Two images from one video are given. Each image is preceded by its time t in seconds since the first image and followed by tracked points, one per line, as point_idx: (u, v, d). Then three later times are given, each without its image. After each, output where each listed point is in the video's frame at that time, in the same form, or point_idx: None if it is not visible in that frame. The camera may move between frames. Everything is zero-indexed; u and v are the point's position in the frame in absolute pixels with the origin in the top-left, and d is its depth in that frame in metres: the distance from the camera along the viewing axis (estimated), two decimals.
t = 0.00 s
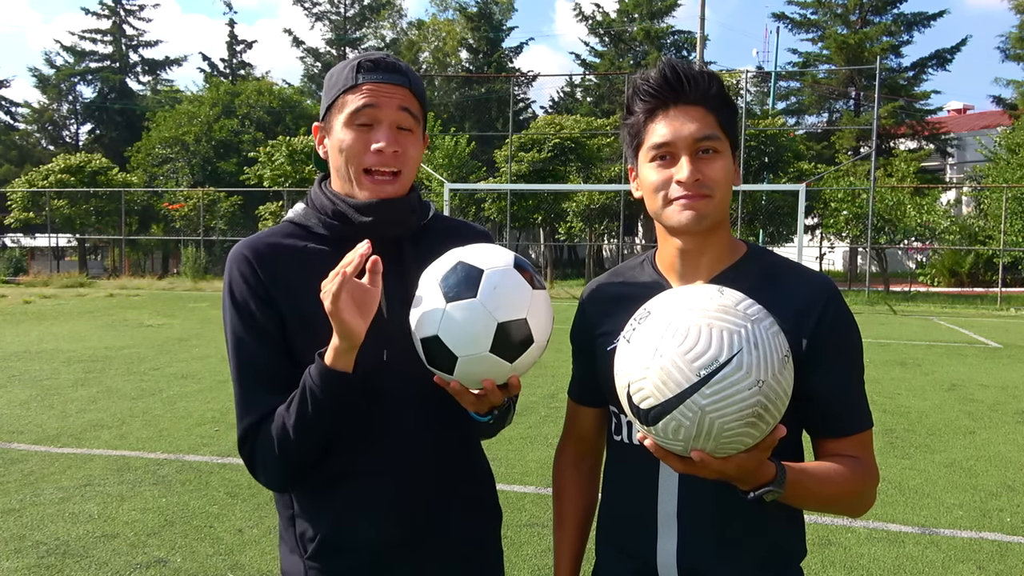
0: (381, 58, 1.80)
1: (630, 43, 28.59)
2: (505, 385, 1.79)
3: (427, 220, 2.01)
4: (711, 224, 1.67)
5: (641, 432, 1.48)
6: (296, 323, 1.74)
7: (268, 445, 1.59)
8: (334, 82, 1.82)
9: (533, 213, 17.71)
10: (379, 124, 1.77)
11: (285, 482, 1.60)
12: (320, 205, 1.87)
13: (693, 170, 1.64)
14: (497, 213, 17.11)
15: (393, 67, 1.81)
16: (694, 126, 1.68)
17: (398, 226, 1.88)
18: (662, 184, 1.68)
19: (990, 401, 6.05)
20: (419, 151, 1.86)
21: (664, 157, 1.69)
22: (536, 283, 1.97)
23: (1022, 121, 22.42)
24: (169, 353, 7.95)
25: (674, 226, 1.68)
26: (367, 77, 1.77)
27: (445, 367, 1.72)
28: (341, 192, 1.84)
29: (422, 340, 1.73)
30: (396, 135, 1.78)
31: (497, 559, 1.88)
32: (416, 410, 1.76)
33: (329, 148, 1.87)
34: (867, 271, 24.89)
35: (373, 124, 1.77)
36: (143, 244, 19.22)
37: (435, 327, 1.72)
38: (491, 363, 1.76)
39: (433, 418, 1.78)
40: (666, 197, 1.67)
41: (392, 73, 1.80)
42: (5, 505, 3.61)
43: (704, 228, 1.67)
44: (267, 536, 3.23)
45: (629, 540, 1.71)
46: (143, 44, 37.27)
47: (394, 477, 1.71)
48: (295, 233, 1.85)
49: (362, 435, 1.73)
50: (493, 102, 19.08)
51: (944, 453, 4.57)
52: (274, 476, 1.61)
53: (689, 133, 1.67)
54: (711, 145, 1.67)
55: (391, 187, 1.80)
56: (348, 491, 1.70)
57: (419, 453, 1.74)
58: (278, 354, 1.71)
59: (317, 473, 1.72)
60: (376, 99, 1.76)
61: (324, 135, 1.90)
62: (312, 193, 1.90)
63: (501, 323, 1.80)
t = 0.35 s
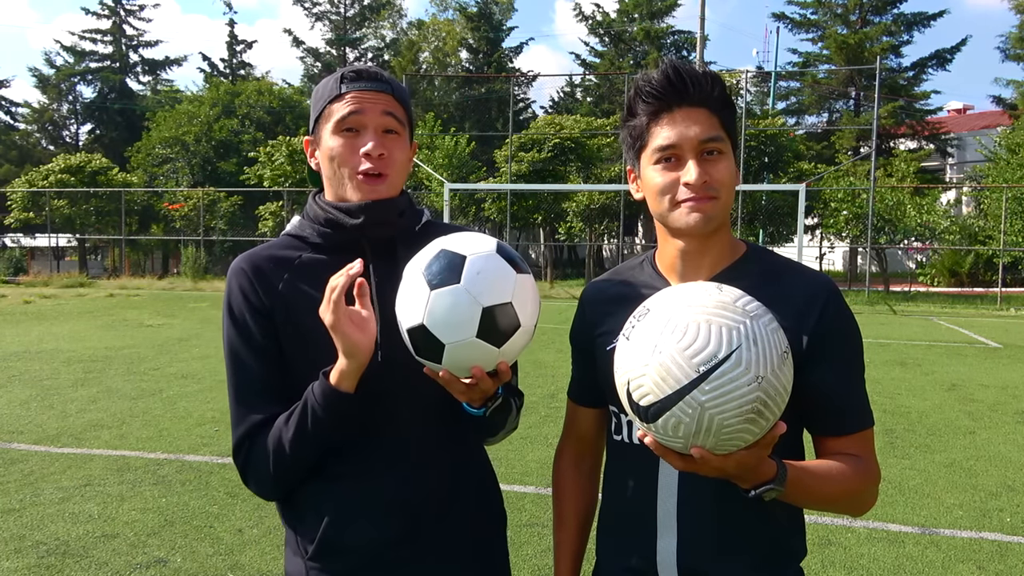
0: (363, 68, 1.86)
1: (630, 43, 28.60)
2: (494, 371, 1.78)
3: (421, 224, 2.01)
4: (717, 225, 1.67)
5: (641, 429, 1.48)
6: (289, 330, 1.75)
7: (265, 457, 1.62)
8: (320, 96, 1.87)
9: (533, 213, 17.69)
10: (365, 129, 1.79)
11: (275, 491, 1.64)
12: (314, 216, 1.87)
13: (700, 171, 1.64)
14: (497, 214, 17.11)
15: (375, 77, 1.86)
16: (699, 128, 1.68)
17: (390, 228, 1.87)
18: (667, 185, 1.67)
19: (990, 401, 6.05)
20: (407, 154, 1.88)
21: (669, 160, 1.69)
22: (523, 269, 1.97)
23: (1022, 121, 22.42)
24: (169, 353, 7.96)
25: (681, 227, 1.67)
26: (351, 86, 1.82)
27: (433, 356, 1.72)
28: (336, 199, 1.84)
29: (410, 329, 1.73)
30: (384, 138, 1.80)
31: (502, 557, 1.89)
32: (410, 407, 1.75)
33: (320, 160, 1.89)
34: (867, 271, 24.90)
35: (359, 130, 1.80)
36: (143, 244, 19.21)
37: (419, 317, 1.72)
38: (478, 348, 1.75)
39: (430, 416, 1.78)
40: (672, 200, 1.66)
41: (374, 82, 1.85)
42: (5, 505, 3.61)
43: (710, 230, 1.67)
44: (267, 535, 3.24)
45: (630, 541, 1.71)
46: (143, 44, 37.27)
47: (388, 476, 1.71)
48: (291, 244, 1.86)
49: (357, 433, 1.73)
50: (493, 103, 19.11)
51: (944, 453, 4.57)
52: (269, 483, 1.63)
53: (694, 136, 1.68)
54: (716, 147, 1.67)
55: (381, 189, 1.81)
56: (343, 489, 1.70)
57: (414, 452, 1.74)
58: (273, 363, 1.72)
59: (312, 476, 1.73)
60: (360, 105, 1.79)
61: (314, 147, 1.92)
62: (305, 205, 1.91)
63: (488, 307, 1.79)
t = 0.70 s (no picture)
0: (373, 89, 1.92)
1: (630, 43, 28.59)
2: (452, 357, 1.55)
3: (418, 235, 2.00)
4: (683, 228, 1.68)
5: (638, 431, 1.48)
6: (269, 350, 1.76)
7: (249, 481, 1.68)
8: (331, 106, 1.92)
9: (533, 213, 17.69)
10: (369, 136, 1.83)
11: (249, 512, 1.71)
12: (310, 229, 1.88)
13: (665, 173, 1.66)
14: (497, 213, 17.11)
15: (385, 99, 1.92)
16: (673, 129, 1.67)
17: (385, 237, 1.87)
18: (640, 186, 1.70)
19: (990, 401, 6.05)
20: (407, 168, 1.90)
21: (644, 158, 1.71)
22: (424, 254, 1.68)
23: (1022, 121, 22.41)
24: (169, 353, 7.96)
25: (650, 226, 1.71)
26: (361, 97, 1.88)
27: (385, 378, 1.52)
28: (331, 209, 1.87)
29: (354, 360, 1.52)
30: (386, 145, 1.83)
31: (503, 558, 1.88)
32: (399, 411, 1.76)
33: (321, 166, 1.92)
34: (867, 271, 24.89)
35: (362, 136, 1.83)
36: (143, 244, 19.20)
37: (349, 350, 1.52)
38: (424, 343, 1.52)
39: (420, 420, 1.78)
40: (642, 197, 1.70)
41: (382, 99, 1.91)
42: (5, 505, 3.62)
43: (678, 230, 1.68)
44: (267, 535, 3.24)
45: (630, 542, 1.71)
46: (143, 44, 37.27)
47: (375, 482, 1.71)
48: (288, 260, 1.85)
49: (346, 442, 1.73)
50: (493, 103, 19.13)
51: (944, 453, 4.57)
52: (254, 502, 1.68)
53: (667, 137, 1.67)
54: (689, 149, 1.66)
55: (379, 195, 1.82)
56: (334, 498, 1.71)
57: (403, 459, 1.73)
58: (261, 388, 1.75)
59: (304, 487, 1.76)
60: (367, 114, 1.84)
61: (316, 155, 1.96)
62: (304, 220, 1.92)
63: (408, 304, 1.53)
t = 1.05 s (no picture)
0: (383, 116, 1.91)
1: (630, 43, 28.61)
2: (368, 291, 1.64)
3: (417, 253, 1.95)
4: (685, 229, 1.67)
5: (638, 430, 1.48)
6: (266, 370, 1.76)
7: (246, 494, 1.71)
8: (340, 131, 1.91)
9: (533, 213, 17.70)
10: (378, 167, 1.81)
11: (255, 529, 1.73)
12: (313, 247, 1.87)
13: (667, 174, 1.65)
14: (497, 213, 17.11)
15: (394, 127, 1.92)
16: (673, 130, 1.66)
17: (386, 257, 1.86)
18: (640, 188, 1.70)
19: (990, 401, 6.05)
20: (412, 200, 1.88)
21: (644, 159, 1.70)
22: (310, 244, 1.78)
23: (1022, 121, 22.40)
24: (169, 353, 7.96)
25: (652, 227, 1.71)
26: (373, 126, 1.86)
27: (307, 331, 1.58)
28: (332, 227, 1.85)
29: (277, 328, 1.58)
30: (393, 178, 1.82)
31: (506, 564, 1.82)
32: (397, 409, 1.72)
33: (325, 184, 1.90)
34: (867, 271, 24.89)
35: (372, 165, 1.81)
36: (143, 244, 19.20)
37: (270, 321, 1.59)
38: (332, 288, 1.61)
39: (422, 418, 1.74)
40: (643, 198, 1.69)
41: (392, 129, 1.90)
42: (5, 505, 3.62)
43: (680, 232, 1.68)
44: (267, 535, 3.24)
45: (629, 544, 1.71)
46: (143, 44, 37.28)
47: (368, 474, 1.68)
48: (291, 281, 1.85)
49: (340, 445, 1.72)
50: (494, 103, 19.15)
51: (944, 453, 4.57)
52: (266, 520, 1.71)
53: (667, 138, 1.66)
54: (690, 150, 1.65)
55: (382, 222, 1.81)
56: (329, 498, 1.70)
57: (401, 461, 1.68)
58: (262, 408, 1.77)
59: (305, 495, 1.75)
60: (379, 144, 1.83)
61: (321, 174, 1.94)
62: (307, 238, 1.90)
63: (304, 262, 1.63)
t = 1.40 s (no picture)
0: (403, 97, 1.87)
1: (630, 43, 28.61)
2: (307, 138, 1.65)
3: (431, 244, 1.92)
4: (699, 233, 1.67)
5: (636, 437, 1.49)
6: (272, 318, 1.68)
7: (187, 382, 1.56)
8: (357, 113, 1.87)
9: (533, 213, 17.72)
10: (398, 147, 1.79)
11: (190, 414, 1.56)
12: (327, 228, 1.80)
13: (677, 182, 1.65)
14: (497, 213, 17.14)
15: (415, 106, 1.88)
16: (678, 140, 1.66)
17: (405, 247, 1.81)
18: (649, 193, 1.68)
19: (990, 401, 6.05)
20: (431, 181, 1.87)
21: (650, 169, 1.69)
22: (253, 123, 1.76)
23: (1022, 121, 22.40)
24: (169, 353, 7.96)
25: (662, 234, 1.69)
26: (392, 106, 1.83)
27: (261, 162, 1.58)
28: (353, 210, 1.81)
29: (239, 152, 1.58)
30: (413, 160, 1.80)
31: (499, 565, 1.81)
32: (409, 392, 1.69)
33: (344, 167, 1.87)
34: (867, 271, 24.90)
35: (391, 146, 1.79)
36: (143, 244, 19.20)
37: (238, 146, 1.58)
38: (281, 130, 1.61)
39: (432, 411, 1.72)
40: (652, 207, 1.68)
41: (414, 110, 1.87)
42: (5, 505, 3.62)
43: (692, 237, 1.68)
44: (267, 535, 3.23)
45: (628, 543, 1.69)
46: (143, 44, 37.29)
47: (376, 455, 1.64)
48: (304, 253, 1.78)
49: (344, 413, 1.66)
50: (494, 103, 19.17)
51: (944, 453, 4.58)
52: (220, 416, 1.58)
53: (674, 147, 1.66)
54: (698, 157, 1.66)
55: (401, 207, 1.79)
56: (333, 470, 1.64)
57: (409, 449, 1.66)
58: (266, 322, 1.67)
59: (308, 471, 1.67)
60: (398, 124, 1.80)
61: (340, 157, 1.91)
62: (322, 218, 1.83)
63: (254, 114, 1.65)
